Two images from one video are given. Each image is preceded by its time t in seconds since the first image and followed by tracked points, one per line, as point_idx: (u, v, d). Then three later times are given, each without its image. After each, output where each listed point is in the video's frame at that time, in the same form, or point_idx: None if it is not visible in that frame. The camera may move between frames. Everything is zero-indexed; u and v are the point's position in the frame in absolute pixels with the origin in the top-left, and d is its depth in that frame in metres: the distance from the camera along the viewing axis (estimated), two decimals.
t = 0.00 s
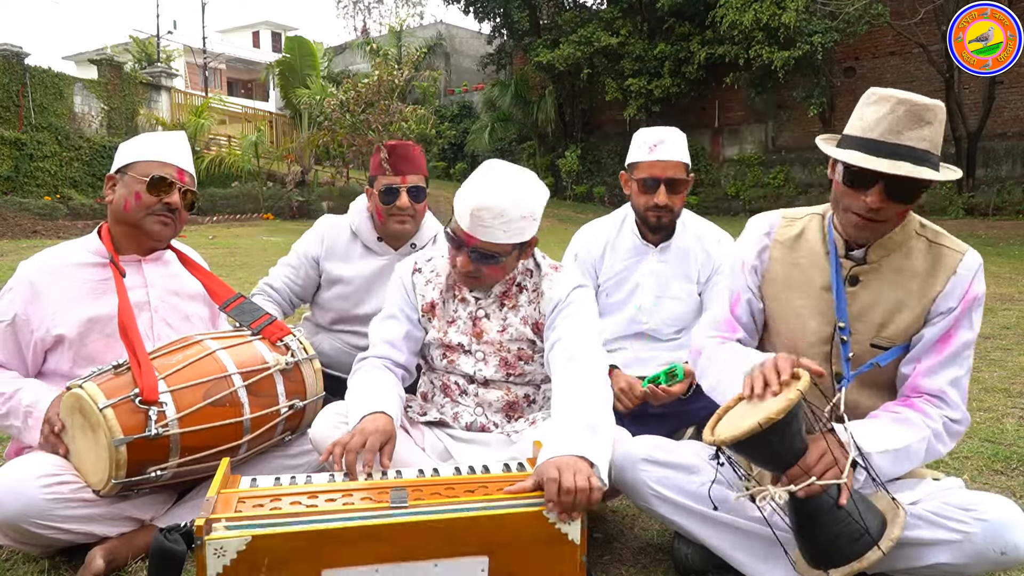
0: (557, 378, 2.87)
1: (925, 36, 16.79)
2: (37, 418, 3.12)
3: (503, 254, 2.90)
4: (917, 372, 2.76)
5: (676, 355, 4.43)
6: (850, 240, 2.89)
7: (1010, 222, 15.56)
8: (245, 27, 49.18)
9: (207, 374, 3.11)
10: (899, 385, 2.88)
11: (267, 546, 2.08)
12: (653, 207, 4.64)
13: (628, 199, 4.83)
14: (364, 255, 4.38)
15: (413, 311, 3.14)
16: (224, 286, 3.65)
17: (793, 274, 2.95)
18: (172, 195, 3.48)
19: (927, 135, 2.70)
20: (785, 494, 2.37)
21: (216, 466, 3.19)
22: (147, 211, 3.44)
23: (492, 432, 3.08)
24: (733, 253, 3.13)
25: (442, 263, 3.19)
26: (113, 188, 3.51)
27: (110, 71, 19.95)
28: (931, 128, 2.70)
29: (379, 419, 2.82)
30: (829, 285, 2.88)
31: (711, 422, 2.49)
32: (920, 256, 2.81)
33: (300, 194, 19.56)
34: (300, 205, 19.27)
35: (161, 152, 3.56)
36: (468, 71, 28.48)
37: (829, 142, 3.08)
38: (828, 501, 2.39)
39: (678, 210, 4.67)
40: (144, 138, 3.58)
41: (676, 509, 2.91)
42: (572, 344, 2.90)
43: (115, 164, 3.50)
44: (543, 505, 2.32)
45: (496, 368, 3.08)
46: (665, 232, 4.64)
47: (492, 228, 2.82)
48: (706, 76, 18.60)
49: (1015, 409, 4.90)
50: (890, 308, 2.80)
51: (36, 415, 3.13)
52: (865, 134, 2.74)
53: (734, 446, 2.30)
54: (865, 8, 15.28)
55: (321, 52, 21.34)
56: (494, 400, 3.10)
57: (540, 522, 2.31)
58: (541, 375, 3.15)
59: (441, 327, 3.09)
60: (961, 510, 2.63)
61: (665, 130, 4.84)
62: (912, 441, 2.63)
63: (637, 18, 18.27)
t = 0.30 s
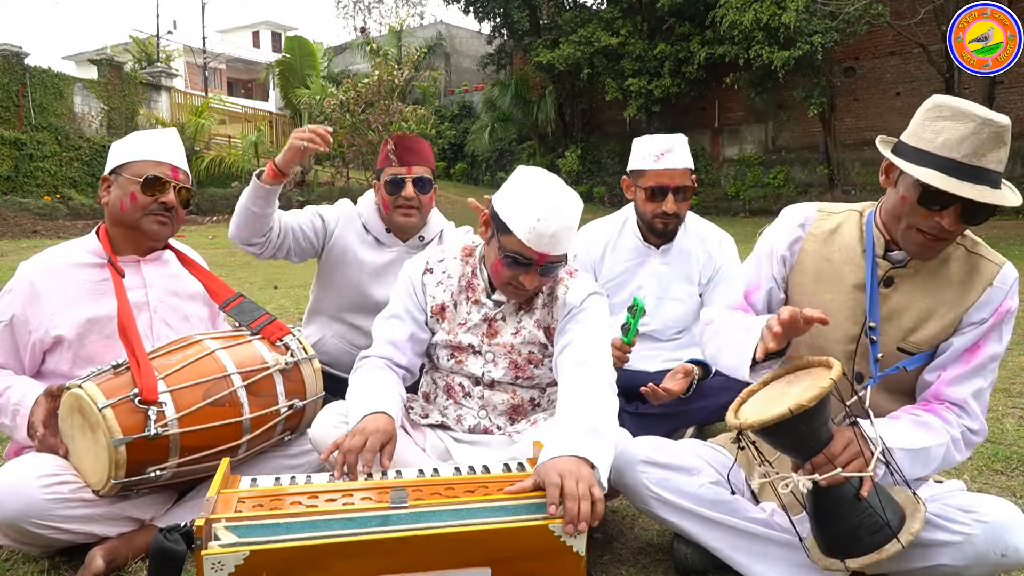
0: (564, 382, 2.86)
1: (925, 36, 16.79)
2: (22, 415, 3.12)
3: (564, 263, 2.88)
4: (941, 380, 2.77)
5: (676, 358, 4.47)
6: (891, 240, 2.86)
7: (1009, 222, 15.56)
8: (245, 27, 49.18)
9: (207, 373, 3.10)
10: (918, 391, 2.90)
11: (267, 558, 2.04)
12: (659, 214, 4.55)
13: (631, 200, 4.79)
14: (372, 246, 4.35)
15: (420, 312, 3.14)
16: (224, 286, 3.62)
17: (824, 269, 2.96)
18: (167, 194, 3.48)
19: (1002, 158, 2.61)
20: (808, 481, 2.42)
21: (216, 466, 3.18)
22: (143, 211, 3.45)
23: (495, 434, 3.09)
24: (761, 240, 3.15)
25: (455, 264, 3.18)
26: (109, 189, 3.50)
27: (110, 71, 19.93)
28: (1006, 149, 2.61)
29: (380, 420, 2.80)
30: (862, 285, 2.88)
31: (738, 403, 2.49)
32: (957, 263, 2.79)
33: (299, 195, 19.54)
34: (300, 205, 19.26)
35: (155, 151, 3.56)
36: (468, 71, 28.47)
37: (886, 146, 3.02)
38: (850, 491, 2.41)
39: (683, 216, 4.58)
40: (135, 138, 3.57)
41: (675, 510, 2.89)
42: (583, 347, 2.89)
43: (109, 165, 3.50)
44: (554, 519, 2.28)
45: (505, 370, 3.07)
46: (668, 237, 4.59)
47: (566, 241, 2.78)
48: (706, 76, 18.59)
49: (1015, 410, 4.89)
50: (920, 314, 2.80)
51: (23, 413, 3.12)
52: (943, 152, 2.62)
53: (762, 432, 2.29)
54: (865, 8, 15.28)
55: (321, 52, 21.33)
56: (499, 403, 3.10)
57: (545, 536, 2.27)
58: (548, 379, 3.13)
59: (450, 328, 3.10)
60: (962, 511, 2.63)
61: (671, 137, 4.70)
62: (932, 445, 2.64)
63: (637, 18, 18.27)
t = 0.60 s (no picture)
0: (579, 381, 2.86)
1: (925, 36, 16.78)
2: (35, 415, 3.13)
3: (521, 245, 2.90)
4: (951, 386, 2.74)
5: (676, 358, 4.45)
6: (915, 247, 2.78)
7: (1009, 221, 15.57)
8: (245, 27, 49.17)
9: (207, 373, 3.11)
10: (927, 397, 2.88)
11: (265, 539, 2.10)
12: (642, 217, 4.58)
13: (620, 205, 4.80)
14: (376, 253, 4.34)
15: (433, 316, 3.14)
16: (224, 285, 3.62)
17: (843, 271, 2.91)
18: (156, 200, 3.46)
19: None
20: (802, 488, 2.41)
21: (216, 466, 3.19)
22: (138, 222, 3.46)
23: (503, 436, 3.08)
24: (781, 243, 3.08)
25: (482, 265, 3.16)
26: (96, 199, 3.48)
27: (110, 71, 19.93)
28: None
29: (371, 418, 2.82)
30: (880, 290, 2.82)
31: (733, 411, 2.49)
32: (976, 276, 2.75)
33: (299, 195, 19.54)
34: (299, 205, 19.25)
35: (134, 154, 3.48)
36: (468, 71, 28.47)
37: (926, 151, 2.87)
38: (844, 501, 2.42)
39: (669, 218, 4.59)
40: (111, 140, 3.48)
41: (676, 511, 2.90)
42: (601, 351, 2.89)
43: (90, 177, 3.45)
44: (545, 502, 2.32)
45: (527, 373, 3.06)
46: (662, 238, 4.62)
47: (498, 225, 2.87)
48: (706, 76, 18.59)
49: (1016, 410, 4.89)
50: (937, 323, 2.76)
51: (36, 414, 3.13)
52: (990, 171, 2.45)
53: (758, 434, 2.31)
54: (865, 8, 15.29)
55: (321, 52, 21.33)
56: (515, 407, 3.09)
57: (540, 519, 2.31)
58: (567, 384, 3.13)
59: (472, 331, 3.09)
60: (962, 512, 2.63)
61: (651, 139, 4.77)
62: (937, 453, 2.64)
63: (637, 19, 18.27)
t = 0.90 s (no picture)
0: (589, 381, 2.86)
1: (925, 36, 16.78)
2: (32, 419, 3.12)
3: (509, 245, 2.90)
4: (958, 397, 2.74)
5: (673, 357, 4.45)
6: (935, 253, 2.74)
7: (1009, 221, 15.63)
8: (245, 27, 49.15)
9: (204, 372, 3.11)
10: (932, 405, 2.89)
11: (266, 559, 2.05)
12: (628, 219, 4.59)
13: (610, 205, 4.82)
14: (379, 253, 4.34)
15: (440, 317, 3.14)
16: (220, 284, 3.61)
17: (860, 273, 2.88)
18: (128, 199, 3.44)
19: None
20: (805, 490, 2.41)
21: (216, 465, 3.19)
22: (113, 222, 3.44)
23: (508, 435, 3.08)
24: (797, 237, 3.07)
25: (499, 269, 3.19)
26: (78, 201, 3.50)
27: (110, 72, 19.92)
28: None
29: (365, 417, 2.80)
30: (895, 294, 2.79)
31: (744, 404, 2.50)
32: (994, 286, 2.72)
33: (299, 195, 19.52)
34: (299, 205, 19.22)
35: (103, 152, 3.45)
36: (468, 71, 28.46)
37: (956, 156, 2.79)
38: (846, 503, 2.41)
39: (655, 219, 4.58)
40: (81, 143, 3.46)
41: (674, 511, 2.90)
42: (610, 352, 2.90)
43: (68, 179, 3.47)
44: (554, 519, 2.28)
45: (541, 378, 3.06)
46: (654, 238, 4.61)
47: (487, 222, 2.91)
48: (706, 76, 18.58)
49: (1017, 410, 4.89)
50: (950, 331, 2.75)
51: (32, 418, 3.13)
52: (1016, 185, 2.39)
53: (766, 434, 2.30)
54: (865, 8, 15.31)
55: (321, 52, 21.33)
56: (528, 410, 3.09)
57: (545, 536, 2.27)
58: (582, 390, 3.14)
59: (486, 334, 3.09)
60: (963, 513, 2.63)
61: (630, 139, 4.75)
62: (939, 460, 2.66)
63: (637, 18, 18.27)
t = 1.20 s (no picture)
0: (593, 383, 2.85)
1: (925, 36, 16.78)
2: (12, 418, 3.09)
3: (521, 245, 2.90)
4: (963, 403, 2.74)
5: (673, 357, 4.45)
6: (943, 257, 2.73)
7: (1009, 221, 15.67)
8: (245, 27, 49.16)
9: (203, 371, 3.10)
10: (936, 408, 2.89)
11: (266, 557, 2.05)
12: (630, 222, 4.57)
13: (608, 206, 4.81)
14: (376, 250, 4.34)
15: (446, 319, 3.14)
16: (217, 284, 3.61)
17: (868, 275, 2.87)
18: (122, 193, 3.44)
19: None
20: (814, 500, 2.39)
21: (217, 464, 3.19)
22: (107, 217, 3.44)
23: (510, 435, 3.08)
24: (803, 236, 3.07)
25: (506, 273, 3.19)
26: (72, 201, 3.50)
27: (110, 72, 19.91)
28: None
29: (369, 420, 2.80)
30: (903, 298, 2.77)
31: (752, 410, 2.49)
32: (1002, 291, 2.71)
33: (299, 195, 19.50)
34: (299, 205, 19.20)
35: (97, 146, 3.49)
36: (468, 71, 28.46)
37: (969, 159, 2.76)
38: (853, 511, 2.41)
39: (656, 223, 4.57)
40: (75, 141, 3.50)
41: (675, 510, 2.89)
42: (615, 355, 2.89)
43: (64, 178, 3.49)
44: (554, 517, 2.28)
45: (547, 380, 3.06)
46: (650, 239, 4.61)
47: (500, 221, 2.92)
48: (706, 76, 18.58)
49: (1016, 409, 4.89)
50: (957, 335, 2.73)
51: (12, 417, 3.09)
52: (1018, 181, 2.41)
53: (775, 444, 2.29)
54: (865, 8, 15.31)
55: (321, 52, 21.32)
56: (532, 411, 3.09)
57: (545, 535, 2.27)
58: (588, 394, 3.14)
59: (492, 335, 3.10)
60: (963, 514, 2.62)
61: (635, 141, 4.69)
62: (944, 466, 2.67)
63: (637, 18, 18.27)
